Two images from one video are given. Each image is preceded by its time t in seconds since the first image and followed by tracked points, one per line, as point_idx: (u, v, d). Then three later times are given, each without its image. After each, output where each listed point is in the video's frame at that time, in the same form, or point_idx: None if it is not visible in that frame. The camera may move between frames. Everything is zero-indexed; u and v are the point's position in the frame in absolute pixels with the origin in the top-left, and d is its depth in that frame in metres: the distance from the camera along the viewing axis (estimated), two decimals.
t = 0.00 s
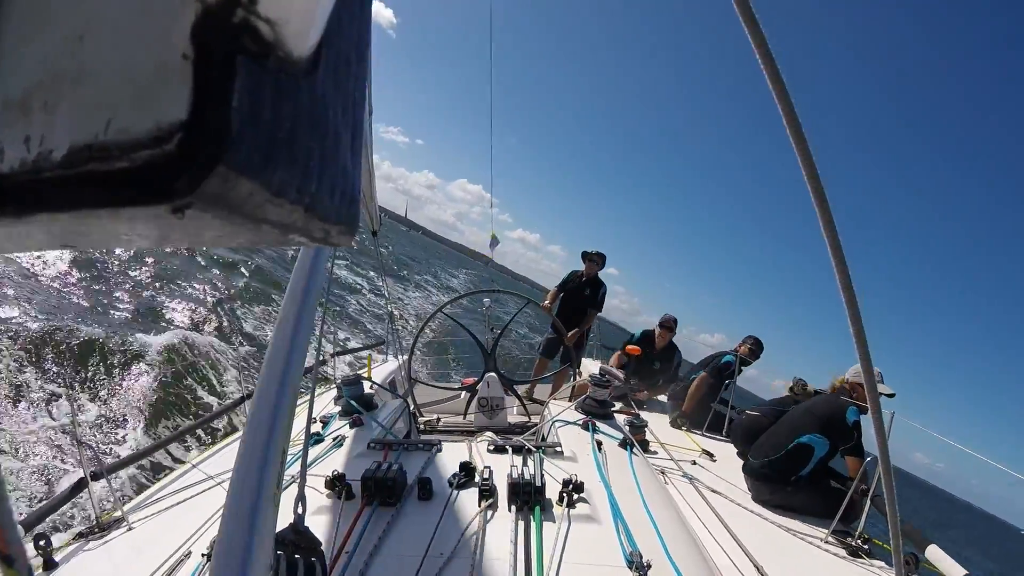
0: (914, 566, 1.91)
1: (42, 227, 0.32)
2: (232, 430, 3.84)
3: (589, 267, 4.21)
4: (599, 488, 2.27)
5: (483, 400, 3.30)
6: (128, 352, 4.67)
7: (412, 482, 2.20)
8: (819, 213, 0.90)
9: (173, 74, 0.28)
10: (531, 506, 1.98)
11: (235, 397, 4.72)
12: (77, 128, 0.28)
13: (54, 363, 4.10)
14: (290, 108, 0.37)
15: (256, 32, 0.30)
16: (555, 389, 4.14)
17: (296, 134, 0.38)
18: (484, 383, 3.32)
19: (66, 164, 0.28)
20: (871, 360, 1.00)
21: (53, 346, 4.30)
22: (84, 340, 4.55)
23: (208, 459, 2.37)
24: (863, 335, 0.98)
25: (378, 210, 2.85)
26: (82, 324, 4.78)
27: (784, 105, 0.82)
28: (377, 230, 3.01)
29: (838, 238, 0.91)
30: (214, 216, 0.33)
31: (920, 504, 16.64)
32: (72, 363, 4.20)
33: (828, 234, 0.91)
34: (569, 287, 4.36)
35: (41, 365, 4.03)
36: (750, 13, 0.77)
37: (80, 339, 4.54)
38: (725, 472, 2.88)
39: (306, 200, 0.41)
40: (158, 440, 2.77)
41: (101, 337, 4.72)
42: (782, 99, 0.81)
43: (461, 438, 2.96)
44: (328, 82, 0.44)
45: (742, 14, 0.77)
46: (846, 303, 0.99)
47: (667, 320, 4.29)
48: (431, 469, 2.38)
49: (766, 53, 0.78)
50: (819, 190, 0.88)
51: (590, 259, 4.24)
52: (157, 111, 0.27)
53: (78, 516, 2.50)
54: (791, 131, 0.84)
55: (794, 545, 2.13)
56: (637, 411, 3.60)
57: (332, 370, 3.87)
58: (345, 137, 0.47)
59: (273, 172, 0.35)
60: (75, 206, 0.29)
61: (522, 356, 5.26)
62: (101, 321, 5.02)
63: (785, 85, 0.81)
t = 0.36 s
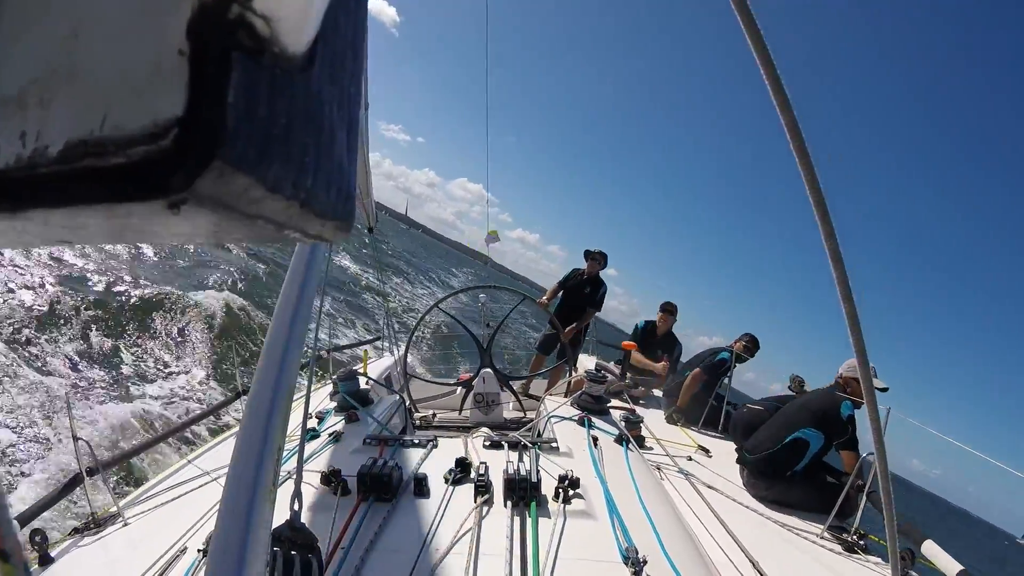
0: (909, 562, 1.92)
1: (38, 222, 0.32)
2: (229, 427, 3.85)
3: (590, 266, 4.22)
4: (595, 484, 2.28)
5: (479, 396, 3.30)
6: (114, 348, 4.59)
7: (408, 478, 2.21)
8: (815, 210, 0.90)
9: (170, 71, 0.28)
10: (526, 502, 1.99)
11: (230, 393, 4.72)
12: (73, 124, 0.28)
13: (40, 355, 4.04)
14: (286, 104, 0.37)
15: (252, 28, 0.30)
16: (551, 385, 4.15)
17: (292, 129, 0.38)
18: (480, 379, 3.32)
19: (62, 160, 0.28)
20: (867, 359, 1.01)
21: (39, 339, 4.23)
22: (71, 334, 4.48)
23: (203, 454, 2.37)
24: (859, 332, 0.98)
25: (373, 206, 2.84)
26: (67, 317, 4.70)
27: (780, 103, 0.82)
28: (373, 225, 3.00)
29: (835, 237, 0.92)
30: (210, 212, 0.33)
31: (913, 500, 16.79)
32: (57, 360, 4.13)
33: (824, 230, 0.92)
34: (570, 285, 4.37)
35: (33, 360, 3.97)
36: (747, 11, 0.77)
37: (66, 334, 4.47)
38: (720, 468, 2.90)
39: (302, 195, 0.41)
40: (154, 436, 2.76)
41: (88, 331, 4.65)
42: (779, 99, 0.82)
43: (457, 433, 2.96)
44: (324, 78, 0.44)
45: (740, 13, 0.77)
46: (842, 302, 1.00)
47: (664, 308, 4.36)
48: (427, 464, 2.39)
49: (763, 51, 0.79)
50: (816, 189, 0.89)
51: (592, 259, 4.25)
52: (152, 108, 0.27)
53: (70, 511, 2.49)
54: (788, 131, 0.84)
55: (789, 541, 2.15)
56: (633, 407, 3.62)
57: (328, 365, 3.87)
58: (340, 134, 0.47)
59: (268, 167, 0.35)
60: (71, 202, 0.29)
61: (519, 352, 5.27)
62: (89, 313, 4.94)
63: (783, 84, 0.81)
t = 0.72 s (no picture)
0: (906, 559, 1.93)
1: (35, 218, 0.32)
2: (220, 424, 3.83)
3: (590, 265, 4.23)
4: (591, 480, 2.29)
5: (475, 392, 3.30)
6: (110, 342, 4.60)
7: (403, 475, 2.21)
8: (812, 209, 0.90)
9: (166, 68, 0.28)
10: (522, 498, 1.99)
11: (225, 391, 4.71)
12: (70, 120, 0.28)
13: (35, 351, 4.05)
14: (283, 99, 0.37)
15: (248, 24, 0.30)
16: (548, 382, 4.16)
17: (288, 125, 0.38)
18: (476, 375, 3.33)
19: (58, 156, 0.28)
20: (864, 357, 1.02)
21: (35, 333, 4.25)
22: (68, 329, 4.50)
23: (199, 451, 2.37)
24: (855, 330, 0.99)
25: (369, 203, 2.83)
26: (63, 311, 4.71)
27: (778, 100, 0.82)
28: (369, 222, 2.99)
29: (832, 237, 0.92)
30: (206, 208, 0.33)
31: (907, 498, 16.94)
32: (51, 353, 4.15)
33: (822, 230, 0.92)
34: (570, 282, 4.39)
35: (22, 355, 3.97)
36: (744, 10, 0.77)
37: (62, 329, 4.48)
38: (716, 464, 2.91)
39: (299, 192, 0.41)
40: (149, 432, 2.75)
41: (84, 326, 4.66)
42: (777, 97, 0.82)
43: (454, 430, 2.97)
44: (320, 74, 0.44)
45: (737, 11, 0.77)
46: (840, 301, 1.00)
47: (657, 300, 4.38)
48: (424, 461, 2.39)
49: (760, 49, 0.79)
50: (813, 189, 0.89)
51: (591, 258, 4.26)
52: (149, 104, 0.27)
53: (66, 507, 2.49)
54: (787, 131, 0.85)
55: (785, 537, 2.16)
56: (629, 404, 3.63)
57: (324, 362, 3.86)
58: (337, 130, 0.47)
59: (265, 163, 0.35)
60: (69, 199, 0.30)
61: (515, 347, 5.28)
62: (86, 307, 4.95)
63: (780, 82, 0.81)
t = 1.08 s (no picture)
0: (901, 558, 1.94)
1: (29, 219, 0.32)
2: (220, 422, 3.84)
3: (587, 265, 4.24)
4: (587, 480, 2.30)
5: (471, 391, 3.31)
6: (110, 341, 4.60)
7: (399, 474, 2.21)
8: (809, 208, 0.90)
9: (162, 67, 0.28)
10: (519, 497, 2.00)
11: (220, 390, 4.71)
12: (66, 118, 0.28)
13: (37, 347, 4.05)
14: (278, 98, 0.37)
15: (244, 23, 0.30)
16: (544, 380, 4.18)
17: (284, 124, 0.38)
18: (472, 374, 3.33)
19: (54, 155, 0.28)
20: (860, 357, 1.02)
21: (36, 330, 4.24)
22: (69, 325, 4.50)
23: (195, 449, 2.36)
24: (851, 330, 1.00)
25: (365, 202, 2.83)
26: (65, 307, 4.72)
27: (774, 101, 0.82)
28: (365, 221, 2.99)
29: (828, 237, 0.93)
30: (202, 207, 0.33)
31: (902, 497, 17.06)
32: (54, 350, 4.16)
33: (818, 231, 0.92)
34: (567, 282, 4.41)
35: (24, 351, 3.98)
36: (741, 12, 0.78)
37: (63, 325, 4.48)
38: (711, 463, 2.92)
39: (294, 192, 0.41)
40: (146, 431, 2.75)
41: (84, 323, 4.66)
42: (773, 98, 0.82)
43: (450, 429, 2.97)
44: (316, 72, 0.44)
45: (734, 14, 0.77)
46: (835, 301, 1.01)
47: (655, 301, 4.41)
48: (420, 460, 2.40)
49: (757, 52, 0.79)
50: (810, 189, 0.89)
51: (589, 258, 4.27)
52: (143, 104, 0.27)
53: (63, 507, 2.48)
54: (784, 132, 0.85)
55: (780, 536, 2.17)
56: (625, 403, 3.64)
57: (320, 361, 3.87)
58: (332, 130, 0.47)
59: (261, 163, 0.35)
60: (65, 197, 0.30)
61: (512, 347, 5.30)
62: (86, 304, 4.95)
63: (776, 83, 0.82)
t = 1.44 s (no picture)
0: (901, 559, 1.94)
1: (28, 219, 0.32)
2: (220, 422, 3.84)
3: (585, 265, 4.24)
4: (587, 480, 2.29)
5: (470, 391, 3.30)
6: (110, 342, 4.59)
7: (399, 474, 2.21)
8: (807, 207, 0.90)
9: (161, 67, 0.28)
10: (518, 498, 2.00)
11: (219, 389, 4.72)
12: (65, 118, 0.28)
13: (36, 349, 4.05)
14: (278, 97, 0.37)
15: (242, 24, 0.31)
16: (543, 380, 4.18)
17: (283, 124, 0.38)
18: (471, 374, 3.33)
19: (53, 156, 0.28)
20: (859, 357, 1.02)
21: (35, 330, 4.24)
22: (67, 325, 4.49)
23: (195, 450, 2.36)
24: (850, 329, 1.00)
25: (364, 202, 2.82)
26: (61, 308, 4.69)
27: (773, 100, 0.82)
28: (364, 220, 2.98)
29: (827, 237, 0.93)
30: (201, 207, 0.33)
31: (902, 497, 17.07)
32: (53, 353, 4.15)
33: (817, 230, 0.92)
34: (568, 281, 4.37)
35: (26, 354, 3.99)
36: (740, 11, 0.78)
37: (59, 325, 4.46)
38: (711, 463, 2.92)
39: (293, 192, 0.41)
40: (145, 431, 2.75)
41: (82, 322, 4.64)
42: (771, 97, 0.82)
43: (449, 429, 2.97)
44: (315, 71, 0.44)
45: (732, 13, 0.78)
46: (835, 301, 1.01)
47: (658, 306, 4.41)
48: (419, 460, 2.40)
49: (756, 53, 0.79)
50: (809, 189, 0.89)
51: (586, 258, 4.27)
52: (142, 103, 0.27)
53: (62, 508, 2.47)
54: (783, 131, 0.85)
55: (779, 536, 2.18)
56: (624, 403, 3.65)
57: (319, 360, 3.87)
58: (331, 130, 0.47)
59: (260, 162, 0.35)
60: (63, 198, 0.30)
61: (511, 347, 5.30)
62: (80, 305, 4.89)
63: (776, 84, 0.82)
